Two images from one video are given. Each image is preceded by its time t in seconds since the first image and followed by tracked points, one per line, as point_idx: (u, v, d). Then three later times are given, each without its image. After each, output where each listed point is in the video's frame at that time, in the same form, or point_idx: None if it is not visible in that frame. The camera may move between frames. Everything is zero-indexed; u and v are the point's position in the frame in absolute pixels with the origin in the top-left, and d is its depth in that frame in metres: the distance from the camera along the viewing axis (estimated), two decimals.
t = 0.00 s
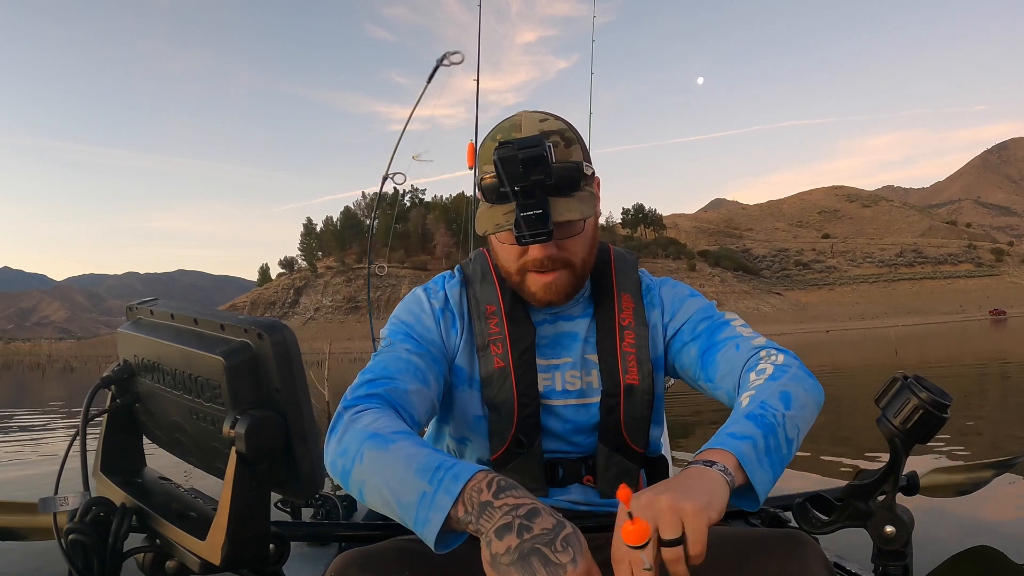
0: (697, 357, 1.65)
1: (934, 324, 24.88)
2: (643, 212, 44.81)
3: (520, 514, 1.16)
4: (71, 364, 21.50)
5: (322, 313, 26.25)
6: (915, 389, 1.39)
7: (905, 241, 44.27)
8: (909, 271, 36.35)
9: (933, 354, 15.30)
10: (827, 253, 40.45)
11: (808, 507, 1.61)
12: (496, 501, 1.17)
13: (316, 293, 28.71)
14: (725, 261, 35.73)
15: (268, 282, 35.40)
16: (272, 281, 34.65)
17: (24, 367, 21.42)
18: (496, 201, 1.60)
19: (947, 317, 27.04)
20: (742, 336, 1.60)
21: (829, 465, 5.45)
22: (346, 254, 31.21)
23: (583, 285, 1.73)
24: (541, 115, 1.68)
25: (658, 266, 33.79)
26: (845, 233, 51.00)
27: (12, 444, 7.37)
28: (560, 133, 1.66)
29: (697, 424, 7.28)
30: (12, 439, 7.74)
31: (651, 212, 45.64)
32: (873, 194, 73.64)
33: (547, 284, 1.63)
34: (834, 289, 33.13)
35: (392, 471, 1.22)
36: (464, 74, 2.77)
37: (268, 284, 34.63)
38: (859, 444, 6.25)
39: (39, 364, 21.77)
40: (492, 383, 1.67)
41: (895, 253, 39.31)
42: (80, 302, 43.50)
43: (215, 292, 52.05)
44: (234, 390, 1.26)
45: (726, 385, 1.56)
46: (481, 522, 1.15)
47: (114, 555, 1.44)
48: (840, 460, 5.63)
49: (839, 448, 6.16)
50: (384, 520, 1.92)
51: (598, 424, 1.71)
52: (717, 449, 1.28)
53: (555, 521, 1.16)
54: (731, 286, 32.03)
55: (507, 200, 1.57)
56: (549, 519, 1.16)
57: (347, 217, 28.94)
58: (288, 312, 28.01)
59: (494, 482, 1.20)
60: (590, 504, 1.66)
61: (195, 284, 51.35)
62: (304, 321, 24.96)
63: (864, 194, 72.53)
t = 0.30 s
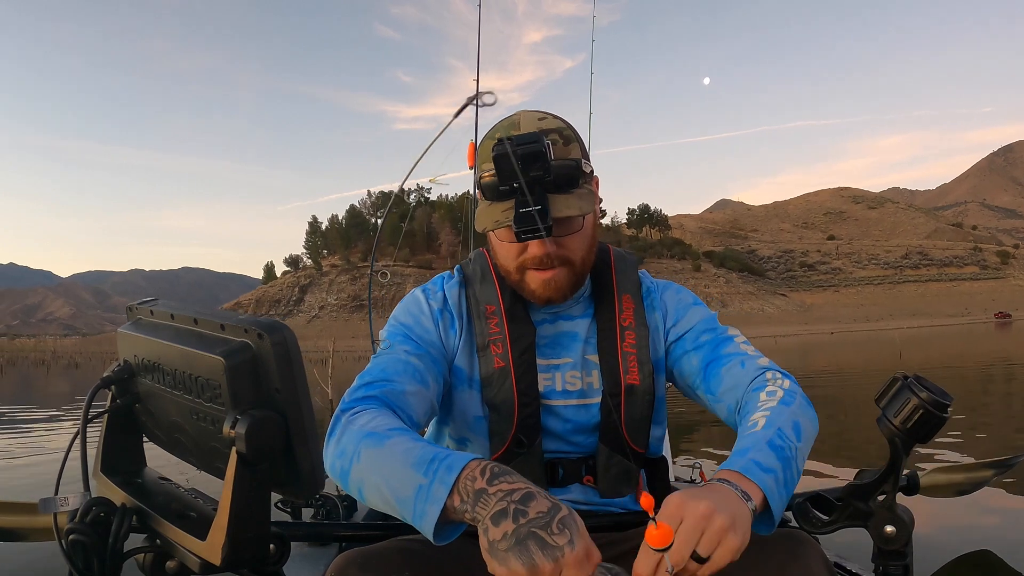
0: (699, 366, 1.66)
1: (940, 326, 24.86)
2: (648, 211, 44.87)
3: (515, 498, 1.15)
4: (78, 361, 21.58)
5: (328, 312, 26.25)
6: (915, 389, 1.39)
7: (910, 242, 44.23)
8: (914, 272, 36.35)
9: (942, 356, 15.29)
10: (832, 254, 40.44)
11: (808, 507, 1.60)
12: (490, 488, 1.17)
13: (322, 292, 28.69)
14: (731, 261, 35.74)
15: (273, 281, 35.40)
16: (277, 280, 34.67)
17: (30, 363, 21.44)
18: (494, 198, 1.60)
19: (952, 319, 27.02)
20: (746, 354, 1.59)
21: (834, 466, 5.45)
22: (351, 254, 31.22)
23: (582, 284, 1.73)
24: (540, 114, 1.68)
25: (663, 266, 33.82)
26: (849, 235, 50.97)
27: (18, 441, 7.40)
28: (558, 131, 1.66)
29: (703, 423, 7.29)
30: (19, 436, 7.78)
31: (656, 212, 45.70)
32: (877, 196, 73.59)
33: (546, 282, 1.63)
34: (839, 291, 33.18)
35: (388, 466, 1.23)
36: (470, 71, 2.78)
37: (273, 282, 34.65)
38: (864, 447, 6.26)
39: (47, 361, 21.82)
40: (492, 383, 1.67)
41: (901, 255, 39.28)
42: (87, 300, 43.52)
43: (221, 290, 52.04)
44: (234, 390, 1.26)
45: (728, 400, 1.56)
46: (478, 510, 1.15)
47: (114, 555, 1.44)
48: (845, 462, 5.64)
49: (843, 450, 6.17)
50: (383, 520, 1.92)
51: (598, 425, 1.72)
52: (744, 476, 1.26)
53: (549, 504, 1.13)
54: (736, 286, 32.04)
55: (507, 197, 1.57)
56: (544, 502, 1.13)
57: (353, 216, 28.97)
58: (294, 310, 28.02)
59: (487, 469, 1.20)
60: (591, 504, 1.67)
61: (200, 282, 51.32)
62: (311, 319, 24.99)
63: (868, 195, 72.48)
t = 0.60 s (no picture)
0: (698, 373, 1.66)
1: (946, 330, 24.80)
2: (653, 212, 44.90)
3: (518, 509, 1.15)
4: (83, 356, 21.60)
5: (333, 311, 26.16)
6: (916, 389, 1.39)
7: (915, 246, 44.21)
8: (920, 276, 36.31)
9: (951, 360, 15.25)
10: (837, 257, 40.42)
11: (808, 507, 1.59)
12: (493, 499, 1.17)
13: (327, 290, 28.64)
14: (736, 263, 35.72)
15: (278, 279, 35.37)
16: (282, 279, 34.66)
17: (36, 359, 21.47)
18: (495, 190, 1.60)
19: (958, 322, 26.98)
20: (747, 362, 1.60)
21: (839, 469, 5.44)
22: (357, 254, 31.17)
23: (582, 280, 1.73)
24: (540, 109, 1.68)
25: (668, 267, 33.82)
26: (854, 237, 50.92)
27: (23, 439, 7.41)
28: (559, 126, 1.66)
29: (706, 424, 7.28)
30: (23, 434, 7.78)
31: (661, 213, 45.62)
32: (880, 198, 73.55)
33: (547, 276, 1.63)
34: (844, 294, 33.16)
35: (390, 475, 1.23)
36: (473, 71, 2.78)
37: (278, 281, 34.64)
38: (869, 450, 6.26)
39: (55, 357, 21.85)
40: (492, 383, 1.67)
41: (906, 259, 39.23)
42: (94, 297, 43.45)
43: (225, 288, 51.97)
44: (234, 390, 1.26)
45: (727, 408, 1.56)
46: (481, 520, 1.15)
47: (114, 555, 1.44)
48: (849, 465, 5.63)
49: (849, 453, 6.17)
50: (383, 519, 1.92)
51: (599, 423, 1.71)
52: (739, 483, 1.27)
53: (552, 512, 1.14)
54: (741, 288, 32.04)
55: (508, 189, 1.57)
56: (547, 511, 1.14)
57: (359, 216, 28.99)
58: (298, 310, 28.01)
59: (490, 479, 1.20)
60: (591, 503, 1.66)
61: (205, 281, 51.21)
62: (316, 317, 24.99)
63: (872, 197, 72.43)
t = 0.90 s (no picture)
0: (696, 377, 1.66)
1: (951, 332, 24.72)
2: (659, 212, 44.94)
3: (503, 486, 1.15)
4: (89, 354, 21.67)
5: (338, 310, 26.10)
6: (915, 390, 1.39)
7: (920, 246, 44.14)
8: (925, 277, 36.27)
9: (960, 362, 15.19)
10: (842, 258, 40.36)
11: (808, 508, 1.59)
12: (479, 480, 1.18)
13: (331, 289, 28.59)
14: (741, 264, 35.69)
15: (283, 278, 35.35)
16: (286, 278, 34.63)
17: (43, 356, 21.51)
18: (489, 185, 1.60)
19: (963, 324, 26.92)
20: (744, 368, 1.60)
21: (844, 471, 5.43)
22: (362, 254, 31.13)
23: (579, 279, 1.73)
24: (534, 107, 1.68)
25: (673, 267, 33.83)
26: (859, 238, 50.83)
27: (28, 437, 7.44)
28: (553, 123, 1.67)
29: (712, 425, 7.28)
30: (28, 432, 7.81)
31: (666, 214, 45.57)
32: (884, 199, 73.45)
33: (544, 272, 1.63)
34: (849, 295, 33.16)
35: (381, 469, 1.24)
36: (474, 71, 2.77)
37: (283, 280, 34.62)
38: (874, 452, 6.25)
39: (62, 354, 21.92)
40: (491, 383, 1.67)
41: (911, 260, 39.16)
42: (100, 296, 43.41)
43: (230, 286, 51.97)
44: (234, 390, 1.26)
45: (721, 414, 1.56)
46: (469, 502, 1.16)
47: (114, 555, 1.44)
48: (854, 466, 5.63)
49: (854, 454, 6.16)
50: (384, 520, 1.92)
51: (598, 424, 1.71)
52: (735, 488, 1.26)
53: (537, 488, 1.15)
54: (745, 289, 32.01)
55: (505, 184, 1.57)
56: (532, 487, 1.15)
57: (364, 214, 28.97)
58: (303, 308, 28.02)
59: (476, 461, 1.20)
60: (590, 504, 1.66)
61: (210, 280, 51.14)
62: (321, 315, 25.01)
63: (876, 198, 72.38)
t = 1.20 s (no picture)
0: (688, 387, 1.65)
1: (956, 332, 24.69)
2: (661, 212, 44.97)
3: (495, 484, 1.15)
4: (92, 354, 21.61)
5: (341, 311, 26.00)
6: (913, 387, 1.39)
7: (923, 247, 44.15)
8: (928, 277, 36.25)
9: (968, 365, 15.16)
10: (845, 258, 40.34)
11: (807, 506, 1.59)
12: (471, 478, 1.18)
13: (334, 290, 28.50)
14: (744, 264, 35.66)
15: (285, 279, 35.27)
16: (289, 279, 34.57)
17: (47, 356, 21.57)
18: (485, 185, 1.61)
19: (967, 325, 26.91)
20: (735, 389, 1.59)
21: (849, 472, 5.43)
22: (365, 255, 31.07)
23: (578, 278, 1.73)
24: (530, 107, 1.68)
25: (675, 267, 33.89)
26: (861, 238, 50.83)
27: (32, 438, 7.46)
28: (550, 123, 1.66)
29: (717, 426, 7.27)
30: (33, 433, 7.84)
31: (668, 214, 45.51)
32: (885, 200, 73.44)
33: (542, 272, 1.63)
34: (852, 295, 33.17)
35: (380, 474, 1.24)
36: (476, 72, 2.76)
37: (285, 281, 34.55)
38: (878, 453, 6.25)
39: (67, 354, 21.98)
40: (490, 383, 1.66)
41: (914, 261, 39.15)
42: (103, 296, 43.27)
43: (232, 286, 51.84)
44: (231, 391, 1.26)
45: (707, 427, 1.57)
46: (463, 501, 1.16)
47: (113, 557, 1.43)
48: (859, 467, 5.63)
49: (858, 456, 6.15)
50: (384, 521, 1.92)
51: (598, 424, 1.71)
52: (714, 503, 1.26)
53: (529, 485, 1.14)
54: (748, 289, 31.98)
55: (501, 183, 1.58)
56: (523, 484, 1.15)
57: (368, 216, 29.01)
58: (306, 309, 28.05)
59: (468, 461, 1.20)
60: (591, 505, 1.66)
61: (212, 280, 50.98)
62: (324, 316, 25.05)
63: (878, 198, 72.36)
